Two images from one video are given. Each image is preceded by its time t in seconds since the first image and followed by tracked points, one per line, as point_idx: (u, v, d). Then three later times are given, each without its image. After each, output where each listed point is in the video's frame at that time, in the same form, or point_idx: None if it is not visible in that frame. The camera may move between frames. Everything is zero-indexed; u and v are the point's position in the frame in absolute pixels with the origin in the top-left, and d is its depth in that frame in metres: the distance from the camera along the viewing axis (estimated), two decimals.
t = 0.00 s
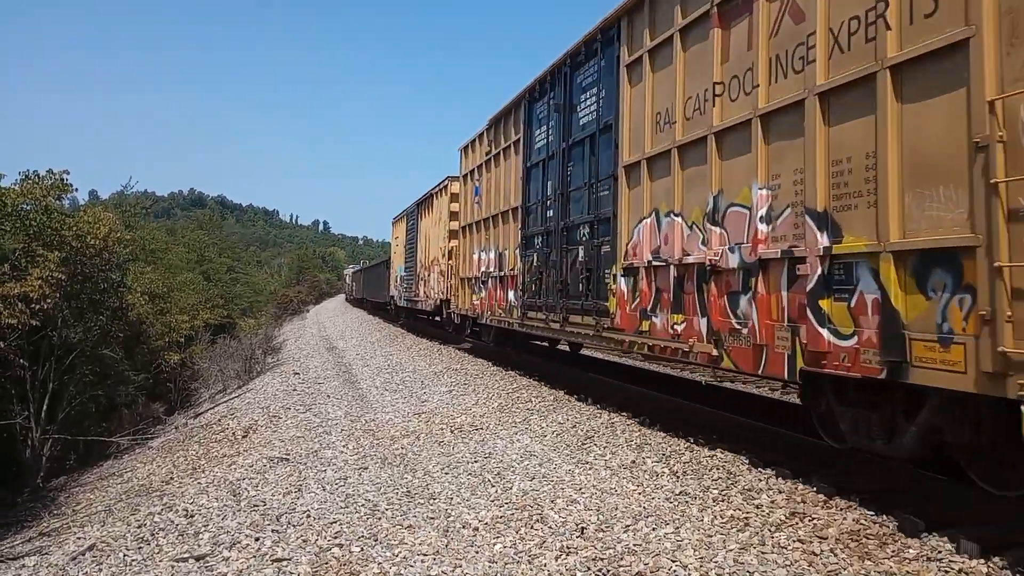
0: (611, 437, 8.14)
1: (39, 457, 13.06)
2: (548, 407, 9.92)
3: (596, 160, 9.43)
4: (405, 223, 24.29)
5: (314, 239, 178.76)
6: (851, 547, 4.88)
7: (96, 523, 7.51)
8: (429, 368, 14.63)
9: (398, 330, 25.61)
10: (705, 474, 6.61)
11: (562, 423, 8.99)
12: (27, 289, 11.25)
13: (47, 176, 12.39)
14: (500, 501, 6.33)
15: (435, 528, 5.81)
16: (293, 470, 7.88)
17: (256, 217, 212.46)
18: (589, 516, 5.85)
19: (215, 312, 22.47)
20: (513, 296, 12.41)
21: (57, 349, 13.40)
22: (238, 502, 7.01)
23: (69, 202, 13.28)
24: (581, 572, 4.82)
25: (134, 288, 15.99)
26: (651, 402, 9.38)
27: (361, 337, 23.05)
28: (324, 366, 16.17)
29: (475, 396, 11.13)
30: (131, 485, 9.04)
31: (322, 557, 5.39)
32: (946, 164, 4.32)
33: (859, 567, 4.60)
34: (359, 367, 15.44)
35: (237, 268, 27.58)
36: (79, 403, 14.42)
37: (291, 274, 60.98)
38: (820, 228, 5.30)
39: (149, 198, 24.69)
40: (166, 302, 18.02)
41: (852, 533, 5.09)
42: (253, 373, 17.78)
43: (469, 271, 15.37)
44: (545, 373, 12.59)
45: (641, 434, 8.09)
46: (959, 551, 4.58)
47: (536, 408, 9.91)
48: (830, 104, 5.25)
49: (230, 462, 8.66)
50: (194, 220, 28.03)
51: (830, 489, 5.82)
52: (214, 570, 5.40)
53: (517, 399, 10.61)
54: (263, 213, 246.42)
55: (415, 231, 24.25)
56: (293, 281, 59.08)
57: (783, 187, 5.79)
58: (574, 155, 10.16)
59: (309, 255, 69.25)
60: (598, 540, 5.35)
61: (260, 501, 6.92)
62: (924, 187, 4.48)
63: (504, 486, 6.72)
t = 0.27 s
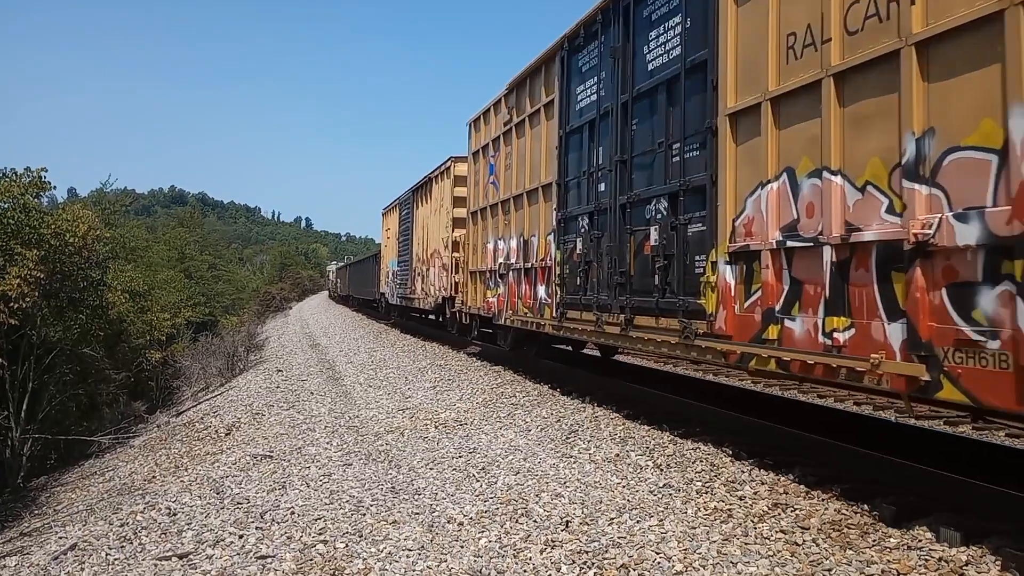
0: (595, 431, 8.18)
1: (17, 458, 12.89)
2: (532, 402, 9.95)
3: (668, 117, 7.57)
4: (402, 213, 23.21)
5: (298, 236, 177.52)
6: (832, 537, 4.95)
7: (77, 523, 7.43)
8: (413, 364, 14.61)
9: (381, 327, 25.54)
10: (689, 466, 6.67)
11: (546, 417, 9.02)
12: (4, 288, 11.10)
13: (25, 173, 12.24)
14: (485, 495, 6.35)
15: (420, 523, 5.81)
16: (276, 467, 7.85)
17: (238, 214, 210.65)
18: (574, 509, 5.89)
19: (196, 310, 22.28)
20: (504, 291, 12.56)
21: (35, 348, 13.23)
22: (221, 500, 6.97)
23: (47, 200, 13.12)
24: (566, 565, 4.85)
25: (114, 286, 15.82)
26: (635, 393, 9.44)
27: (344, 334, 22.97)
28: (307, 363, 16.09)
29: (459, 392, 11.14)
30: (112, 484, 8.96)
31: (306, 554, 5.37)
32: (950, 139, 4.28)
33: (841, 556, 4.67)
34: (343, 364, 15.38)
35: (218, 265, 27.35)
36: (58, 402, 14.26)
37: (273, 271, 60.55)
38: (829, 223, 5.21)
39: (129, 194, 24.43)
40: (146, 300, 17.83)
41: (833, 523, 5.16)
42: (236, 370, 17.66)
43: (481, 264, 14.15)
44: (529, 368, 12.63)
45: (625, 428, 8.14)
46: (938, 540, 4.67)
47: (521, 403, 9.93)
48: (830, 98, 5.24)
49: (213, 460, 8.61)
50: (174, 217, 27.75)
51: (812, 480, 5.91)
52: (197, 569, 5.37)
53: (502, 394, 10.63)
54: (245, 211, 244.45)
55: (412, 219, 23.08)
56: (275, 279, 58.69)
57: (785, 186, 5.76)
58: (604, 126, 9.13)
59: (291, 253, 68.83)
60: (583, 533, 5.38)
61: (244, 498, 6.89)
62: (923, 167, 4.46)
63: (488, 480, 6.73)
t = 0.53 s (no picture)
0: (600, 424, 8.18)
1: (25, 450, 12.98)
2: (537, 395, 9.96)
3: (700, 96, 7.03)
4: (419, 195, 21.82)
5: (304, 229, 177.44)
6: (837, 531, 4.94)
7: (84, 514, 7.48)
8: (418, 357, 14.62)
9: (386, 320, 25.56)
10: (694, 459, 6.67)
11: (551, 410, 9.03)
12: (10, 281, 11.15)
13: (30, 167, 12.26)
14: (490, 488, 6.36)
15: (425, 516, 5.82)
16: (282, 460, 7.87)
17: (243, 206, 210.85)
18: (578, 502, 5.89)
19: (201, 303, 22.33)
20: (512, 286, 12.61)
21: (43, 341, 13.30)
22: (227, 492, 7.01)
23: (53, 193, 13.15)
24: (570, 559, 4.86)
25: (119, 279, 15.86)
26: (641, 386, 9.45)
27: (349, 327, 23.02)
28: (312, 356, 16.12)
29: (464, 384, 11.15)
30: (119, 476, 9.01)
31: (312, 547, 5.40)
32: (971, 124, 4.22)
33: (845, 549, 4.67)
34: (348, 357, 15.42)
35: (223, 258, 27.41)
36: (65, 395, 14.34)
37: (278, 263, 60.63)
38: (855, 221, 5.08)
39: (134, 187, 24.46)
40: (151, 293, 17.87)
41: (838, 516, 5.15)
42: (241, 363, 17.72)
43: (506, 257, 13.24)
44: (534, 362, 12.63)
45: (630, 421, 8.14)
46: (943, 533, 4.66)
47: (525, 396, 9.94)
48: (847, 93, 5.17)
49: (219, 453, 8.64)
50: (179, 209, 27.80)
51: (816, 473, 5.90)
52: (203, 561, 5.40)
53: (506, 387, 10.63)
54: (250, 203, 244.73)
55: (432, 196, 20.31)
56: (280, 271, 58.82)
57: (805, 185, 5.63)
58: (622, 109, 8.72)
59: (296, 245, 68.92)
60: (587, 527, 5.39)
61: (250, 491, 6.92)
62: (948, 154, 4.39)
63: (493, 473, 6.74)
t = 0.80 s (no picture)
0: (593, 427, 8.19)
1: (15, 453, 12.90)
2: (530, 398, 9.97)
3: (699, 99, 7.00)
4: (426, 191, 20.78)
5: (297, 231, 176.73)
6: (829, 533, 4.97)
7: (75, 518, 7.44)
8: (411, 360, 14.61)
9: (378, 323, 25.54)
10: (686, 463, 6.69)
11: (544, 413, 9.04)
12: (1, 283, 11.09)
13: (22, 169, 12.19)
14: (483, 492, 6.36)
15: (418, 519, 5.82)
16: (274, 463, 7.86)
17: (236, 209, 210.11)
18: (571, 505, 5.90)
19: (194, 306, 22.26)
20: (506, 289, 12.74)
21: (34, 344, 13.24)
22: (219, 495, 6.99)
23: (45, 195, 13.09)
24: (563, 562, 4.87)
25: (112, 281, 15.80)
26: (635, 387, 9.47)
27: (342, 330, 22.98)
28: (305, 359, 16.08)
29: (457, 388, 11.15)
30: (110, 480, 8.97)
31: (304, 550, 5.39)
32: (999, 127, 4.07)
33: (837, 552, 4.69)
34: (341, 360, 15.39)
35: (216, 261, 27.34)
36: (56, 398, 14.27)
37: (270, 266, 60.48)
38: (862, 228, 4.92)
39: (127, 190, 24.37)
40: (144, 295, 17.81)
41: (830, 519, 5.18)
42: (234, 366, 17.68)
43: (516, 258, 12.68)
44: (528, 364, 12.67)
45: (623, 424, 8.16)
46: (934, 536, 4.69)
47: (518, 399, 9.95)
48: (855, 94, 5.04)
49: (211, 456, 8.62)
50: (172, 212, 27.73)
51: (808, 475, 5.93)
52: (195, 564, 5.38)
53: (499, 390, 10.64)
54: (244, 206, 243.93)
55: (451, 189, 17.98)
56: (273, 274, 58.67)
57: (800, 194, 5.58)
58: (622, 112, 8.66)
59: (289, 248, 68.78)
60: (580, 529, 5.40)
61: (242, 494, 6.90)
62: (970, 156, 4.26)
63: (486, 477, 6.75)
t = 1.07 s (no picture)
0: (591, 426, 8.20)
1: (14, 449, 12.90)
2: (529, 397, 9.98)
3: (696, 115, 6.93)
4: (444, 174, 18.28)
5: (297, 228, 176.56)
6: (827, 533, 4.98)
7: (74, 515, 7.44)
8: (410, 358, 14.61)
9: (377, 321, 25.55)
10: (685, 462, 6.70)
11: (543, 412, 9.05)
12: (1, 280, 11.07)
13: (21, 165, 12.15)
14: (482, 490, 6.36)
15: (417, 517, 5.83)
16: (273, 460, 7.86)
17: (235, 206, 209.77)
18: (570, 504, 5.91)
19: (193, 303, 22.25)
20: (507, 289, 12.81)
21: (32, 340, 13.22)
22: (218, 493, 6.99)
23: (44, 191, 13.05)
24: (562, 560, 4.88)
25: (110, 278, 15.79)
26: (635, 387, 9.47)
27: (341, 328, 22.98)
28: (304, 356, 16.09)
29: (455, 386, 11.16)
30: (109, 476, 8.97)
31: (304, 547, 5.39)
32: (999, 116, 3.81)
33: (836, 552, 4.70)
34: (340, 358, 15.39)
35: (215, 258, 27.32)
36: (55, 394, 14.27)
37: (269, 263, 60.42)
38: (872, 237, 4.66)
39: (126, 186, 24.32)
40: (143, 292, 17.79)
41: (828, 519, 5.19)
42: (233, 363, 17.68)
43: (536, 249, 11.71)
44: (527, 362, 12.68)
45: (621, 423, 8.17)
46: (932, 536, 4.70)
47: (517, 398, 9.96)
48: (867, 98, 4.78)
49: (211, 453, 8.62)
50: (171, 209, 27.70)
51: (808, 475, 5.93)
52: (195, 561, 5.39)
53: (498, 389, 10.65)
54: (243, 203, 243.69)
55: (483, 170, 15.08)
56: (272, 272, 58.68)
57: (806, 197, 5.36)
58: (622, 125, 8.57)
59: (288, 246, 68.82)
60: (579, 528, 5.41)
61: (241, 492, 6.90)
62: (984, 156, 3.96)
63: (485, 475, 6.75)
